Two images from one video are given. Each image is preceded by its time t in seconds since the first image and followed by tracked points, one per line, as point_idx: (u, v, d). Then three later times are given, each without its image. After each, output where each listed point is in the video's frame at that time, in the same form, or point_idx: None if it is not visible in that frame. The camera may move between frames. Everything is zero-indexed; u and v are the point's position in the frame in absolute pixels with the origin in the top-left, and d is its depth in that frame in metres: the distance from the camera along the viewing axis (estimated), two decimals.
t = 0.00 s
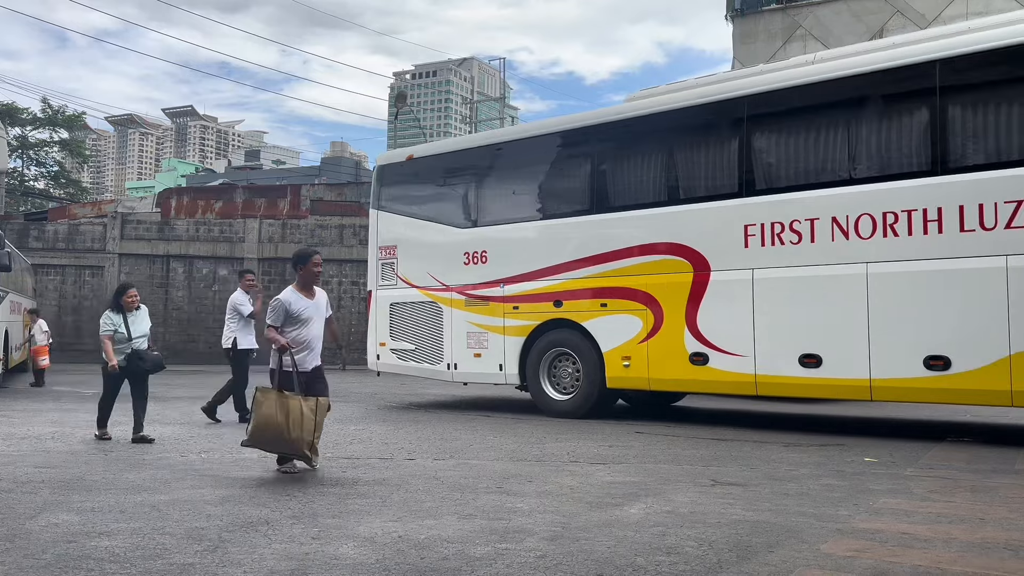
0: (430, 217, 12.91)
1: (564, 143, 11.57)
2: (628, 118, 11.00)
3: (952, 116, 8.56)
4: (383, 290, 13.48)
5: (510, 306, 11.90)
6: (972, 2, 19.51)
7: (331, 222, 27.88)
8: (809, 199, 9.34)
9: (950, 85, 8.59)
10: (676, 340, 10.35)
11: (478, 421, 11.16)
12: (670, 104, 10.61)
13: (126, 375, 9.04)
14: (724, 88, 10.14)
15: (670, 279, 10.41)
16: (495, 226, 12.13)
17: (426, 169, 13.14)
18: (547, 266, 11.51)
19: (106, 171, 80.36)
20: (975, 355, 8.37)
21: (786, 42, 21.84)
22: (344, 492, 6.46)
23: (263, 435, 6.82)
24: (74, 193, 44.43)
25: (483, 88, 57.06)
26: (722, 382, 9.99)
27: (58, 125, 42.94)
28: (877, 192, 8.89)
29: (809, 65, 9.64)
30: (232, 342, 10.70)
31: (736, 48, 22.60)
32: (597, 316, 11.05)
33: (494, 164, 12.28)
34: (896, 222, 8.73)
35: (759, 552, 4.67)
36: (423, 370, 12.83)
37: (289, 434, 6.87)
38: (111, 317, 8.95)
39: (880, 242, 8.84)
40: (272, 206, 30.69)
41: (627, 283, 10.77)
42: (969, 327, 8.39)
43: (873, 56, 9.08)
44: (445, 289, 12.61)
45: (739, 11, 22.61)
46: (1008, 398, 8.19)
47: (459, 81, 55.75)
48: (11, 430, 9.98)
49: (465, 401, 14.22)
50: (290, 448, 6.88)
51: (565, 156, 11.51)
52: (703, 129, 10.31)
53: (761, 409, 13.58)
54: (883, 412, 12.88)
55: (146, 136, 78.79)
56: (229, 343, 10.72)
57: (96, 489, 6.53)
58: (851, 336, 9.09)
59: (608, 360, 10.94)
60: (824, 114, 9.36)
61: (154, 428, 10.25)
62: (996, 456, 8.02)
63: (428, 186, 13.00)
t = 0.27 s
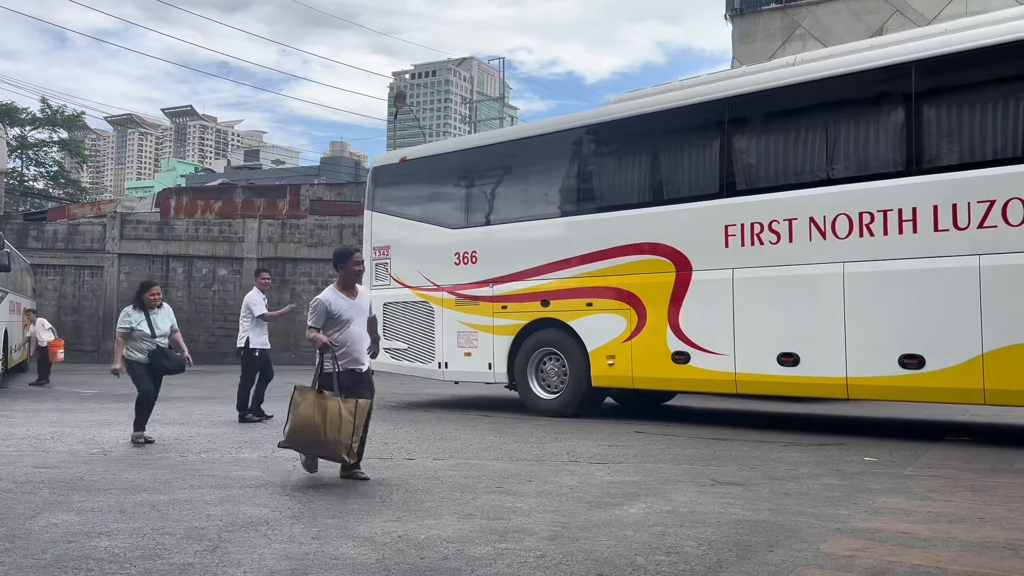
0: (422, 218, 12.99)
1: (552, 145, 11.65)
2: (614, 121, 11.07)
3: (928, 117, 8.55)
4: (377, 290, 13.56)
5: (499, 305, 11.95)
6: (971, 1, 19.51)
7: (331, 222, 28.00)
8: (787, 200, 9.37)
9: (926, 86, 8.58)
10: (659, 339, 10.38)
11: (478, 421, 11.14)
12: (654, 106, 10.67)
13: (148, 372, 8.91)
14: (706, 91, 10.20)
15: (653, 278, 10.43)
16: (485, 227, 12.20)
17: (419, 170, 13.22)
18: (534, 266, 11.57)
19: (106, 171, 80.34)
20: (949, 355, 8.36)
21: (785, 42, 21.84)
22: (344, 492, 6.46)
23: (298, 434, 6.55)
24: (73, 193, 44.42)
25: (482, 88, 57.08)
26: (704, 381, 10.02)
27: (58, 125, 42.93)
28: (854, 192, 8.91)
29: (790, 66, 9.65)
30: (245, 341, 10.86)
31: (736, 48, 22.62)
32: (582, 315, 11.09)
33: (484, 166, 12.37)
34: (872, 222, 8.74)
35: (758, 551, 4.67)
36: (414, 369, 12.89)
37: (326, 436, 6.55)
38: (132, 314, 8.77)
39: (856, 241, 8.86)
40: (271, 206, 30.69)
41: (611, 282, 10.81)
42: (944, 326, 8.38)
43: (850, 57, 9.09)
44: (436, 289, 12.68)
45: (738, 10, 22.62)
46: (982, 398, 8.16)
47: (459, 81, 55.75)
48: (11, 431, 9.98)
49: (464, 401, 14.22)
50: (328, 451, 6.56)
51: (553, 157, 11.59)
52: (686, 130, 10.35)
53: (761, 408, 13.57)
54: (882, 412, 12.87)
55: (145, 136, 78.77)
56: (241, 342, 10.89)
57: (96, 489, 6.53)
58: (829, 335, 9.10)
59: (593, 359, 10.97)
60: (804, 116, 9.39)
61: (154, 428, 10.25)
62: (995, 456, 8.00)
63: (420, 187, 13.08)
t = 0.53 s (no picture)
0: (411, 221, 13.21)
1: (539, 147, 11.84)
2: (598, 123, 11.25)
3: (901, 119, 8.69)
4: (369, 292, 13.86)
5: (488, 307, 12.14)
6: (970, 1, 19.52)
7: (330, 221, 27.97)
8: (766, 201, 9.53)
9: (899, 88, 8.72)
10: (641, 339, 10.54)
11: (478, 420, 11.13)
12: (638, 109, 10.86)
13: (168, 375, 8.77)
14: (687, 94, 10.38)
15: (636, 280, 10.62)
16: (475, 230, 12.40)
17: (409, 173, 13.44)
18: (522, 268, 11.77)
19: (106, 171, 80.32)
20: (921, 355, 8.46)
21: (785, 42, 21.83)
22: (344, 492, 6.45)
23: (332, 440, 6.16)
24: (72, 193, 44.43)
25: (482, 88, 57.06)
26: (685, 381, 10.17)
27: (57, 125, 42.93)
28: (830, 193, 9.06)
29: (768, 68, 9.81)
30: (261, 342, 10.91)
31: (735, 47, 22.63)
32: (568, 316, 11.27)
33: (473, 169, 12.59)
34: (847, 223, 8.89)
35: (758, 551, 4.67)
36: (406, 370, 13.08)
37: (362, 443, 6.17)
38: (150, 316, 8.70)
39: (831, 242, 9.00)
40: (271, 206, 30.70)
41: (597, 284, 11.00)
42: (916, 326, 8.49)
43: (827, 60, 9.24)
44: (427, 290, 12.93)
45: (737, 10, 22.64)
46: (954, 398, 8.25)
47: (458, 80, 55.75)
48: (11, 430, 9.99)
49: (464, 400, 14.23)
50: (364, 459, 6.18)
51: (540, 160, 11.78)
52: (668, 134, 10.54)
53: (761, 408, 13.58)
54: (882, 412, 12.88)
55: (145, 136, 78.74)
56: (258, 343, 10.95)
57: (96, 489, 6.53)
58: (805, 335, 9.24)
59: (579, 359, 11.15)
60: (781, 118, 9.55)
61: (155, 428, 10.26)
62: (994, 456, 8.01)
63: (410, 191, 13.31)
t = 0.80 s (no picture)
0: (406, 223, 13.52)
1: (528, 150, 12.07)
2: (584, 126, 11.48)
3: (875, 120, 8.85)
4: (365, 293, 14.21)
5: (478, 309, 12.43)
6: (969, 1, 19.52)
7: (329, 221, 27.96)
8: (745, 203, 9.72)
9: (873, 90, 8.89)
10: (625, 340, 10.81)
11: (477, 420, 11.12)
12: (623, 112, 11.08)
13: (189, 373, 8.60)
14: (670, 97, 10.59)
15: (619, 282, 10.89)
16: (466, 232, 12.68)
17: (403, 176, 13.74)
18: (511, 270, 12.03)
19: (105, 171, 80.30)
20: (894, 356, 8.63)
21: (785, 41, 21.84)
22: (344, 492, 6.45)
23: (360, 444, 6.05)
24: (71, 193, 44.43)
25: (482, 88, 57.04)
26: (666, 381, 10.41)
27: (57, 125, 42.92)
28: (808, 195, 9.25)
29: (748, 71, 9.99)
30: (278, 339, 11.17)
31: (735, 47, 22.64)
32: (555, 317, 11.54)
33: (465, 171, 12.83)
34: (823, 226, 9.09)
35: (758, 550, 4.67)
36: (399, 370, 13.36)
37: (390, 448, 6.05)
38: (171, 312, 8.49)
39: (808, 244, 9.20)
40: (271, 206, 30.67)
41: (582, 286, 11.28)
42: (890, 327, 8.66)
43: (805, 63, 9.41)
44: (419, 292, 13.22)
45: (737, 10, 22.66)
46: (929, 398, 8.39)
47: (458, 80, 55.74)
48: (11, 430, 9.99)
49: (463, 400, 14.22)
50: (393, 463, 6.06)
51: (529, 162, 12.01)
52: (652, 137, 10.74)
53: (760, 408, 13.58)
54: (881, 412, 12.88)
55: (144, 136, 78.72)
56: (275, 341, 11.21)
57: (95, 489, 6.53)
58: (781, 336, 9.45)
59: (565, 360, 11.43)
60: (760, 121, 9.74)
61: (154, 428, 10.25)
62: (992, 456, 8.02)
63: (404, 194, 13.62)
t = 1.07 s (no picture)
0: (399, 223, 13.64)
1: (517, 152, 12.18)
2: (571, 128, 11.59)
3: (853, 122, 8.92)
4: (359, 293, 14.22)
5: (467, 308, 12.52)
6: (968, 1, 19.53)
7: (329, 221, 27.96)
8: (726, 204, 9.81)
9: (852, 93, 8.96)
10: (611, 340, 10.91)
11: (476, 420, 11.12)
12: (609, 114, 11.19)
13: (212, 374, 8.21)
14: (655, 99, 10.69)
15: (606, 282, 10.99)
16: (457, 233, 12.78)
17: (397, 177, 13.87)
18: (500, 270, 12.13)
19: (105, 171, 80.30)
20: (871, 355, 8.72)
21: (784, 41, 21.85)
22: (343, 492, 6.45)
23: (381, 446, 5.91)
24: (71, 193, 44.43)
25: (482, 88, 57.02)
26: (651, 380, 10.50)
27: (56, 125, 42.91)
28: (788, 196, 9.34)
29: (730, 74, 10.07)
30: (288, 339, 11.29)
31: (734, 47, 22.65)
32: (542, 317, 11.63)
33: (456, 172, 12.94)
34: (802, 226, 9.20)
35: (757, 550, 4.67)
36: (393, 369, 13.41)
37: (412, 455, 5.89)
38: (192, 311, 8.14)
39: (787, 245, 9.30)
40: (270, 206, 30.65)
41: (569, 286, 11.38)
42: (866, 327, 8.75)
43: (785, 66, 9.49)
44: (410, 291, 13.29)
45: (736, 10, 22.67)
46: (905, 397, 8.48)
47: (457, 80, 55.74)
48: (10, 430, 9.99)
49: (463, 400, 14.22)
50: (415, 471, 5.89)
51: (518, 164, 12.12)
52: (637, 138, 10.85)
53: (760, 408, 13.58)
54: (880, 412, 12.88)
55: (144, 136, 78.72)
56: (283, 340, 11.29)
57: (95, 489, 6.53)
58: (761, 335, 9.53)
59: (553, 359, 11.52)
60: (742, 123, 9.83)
61: (154, 428, 10.25)
62: (991, 456, 8.03)
63: (398, 194, 13.74)
